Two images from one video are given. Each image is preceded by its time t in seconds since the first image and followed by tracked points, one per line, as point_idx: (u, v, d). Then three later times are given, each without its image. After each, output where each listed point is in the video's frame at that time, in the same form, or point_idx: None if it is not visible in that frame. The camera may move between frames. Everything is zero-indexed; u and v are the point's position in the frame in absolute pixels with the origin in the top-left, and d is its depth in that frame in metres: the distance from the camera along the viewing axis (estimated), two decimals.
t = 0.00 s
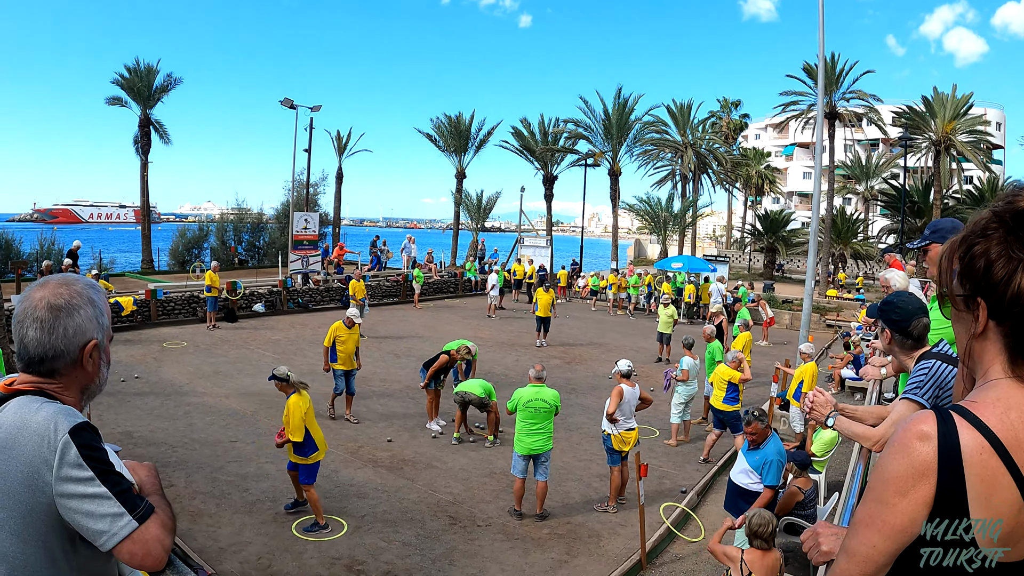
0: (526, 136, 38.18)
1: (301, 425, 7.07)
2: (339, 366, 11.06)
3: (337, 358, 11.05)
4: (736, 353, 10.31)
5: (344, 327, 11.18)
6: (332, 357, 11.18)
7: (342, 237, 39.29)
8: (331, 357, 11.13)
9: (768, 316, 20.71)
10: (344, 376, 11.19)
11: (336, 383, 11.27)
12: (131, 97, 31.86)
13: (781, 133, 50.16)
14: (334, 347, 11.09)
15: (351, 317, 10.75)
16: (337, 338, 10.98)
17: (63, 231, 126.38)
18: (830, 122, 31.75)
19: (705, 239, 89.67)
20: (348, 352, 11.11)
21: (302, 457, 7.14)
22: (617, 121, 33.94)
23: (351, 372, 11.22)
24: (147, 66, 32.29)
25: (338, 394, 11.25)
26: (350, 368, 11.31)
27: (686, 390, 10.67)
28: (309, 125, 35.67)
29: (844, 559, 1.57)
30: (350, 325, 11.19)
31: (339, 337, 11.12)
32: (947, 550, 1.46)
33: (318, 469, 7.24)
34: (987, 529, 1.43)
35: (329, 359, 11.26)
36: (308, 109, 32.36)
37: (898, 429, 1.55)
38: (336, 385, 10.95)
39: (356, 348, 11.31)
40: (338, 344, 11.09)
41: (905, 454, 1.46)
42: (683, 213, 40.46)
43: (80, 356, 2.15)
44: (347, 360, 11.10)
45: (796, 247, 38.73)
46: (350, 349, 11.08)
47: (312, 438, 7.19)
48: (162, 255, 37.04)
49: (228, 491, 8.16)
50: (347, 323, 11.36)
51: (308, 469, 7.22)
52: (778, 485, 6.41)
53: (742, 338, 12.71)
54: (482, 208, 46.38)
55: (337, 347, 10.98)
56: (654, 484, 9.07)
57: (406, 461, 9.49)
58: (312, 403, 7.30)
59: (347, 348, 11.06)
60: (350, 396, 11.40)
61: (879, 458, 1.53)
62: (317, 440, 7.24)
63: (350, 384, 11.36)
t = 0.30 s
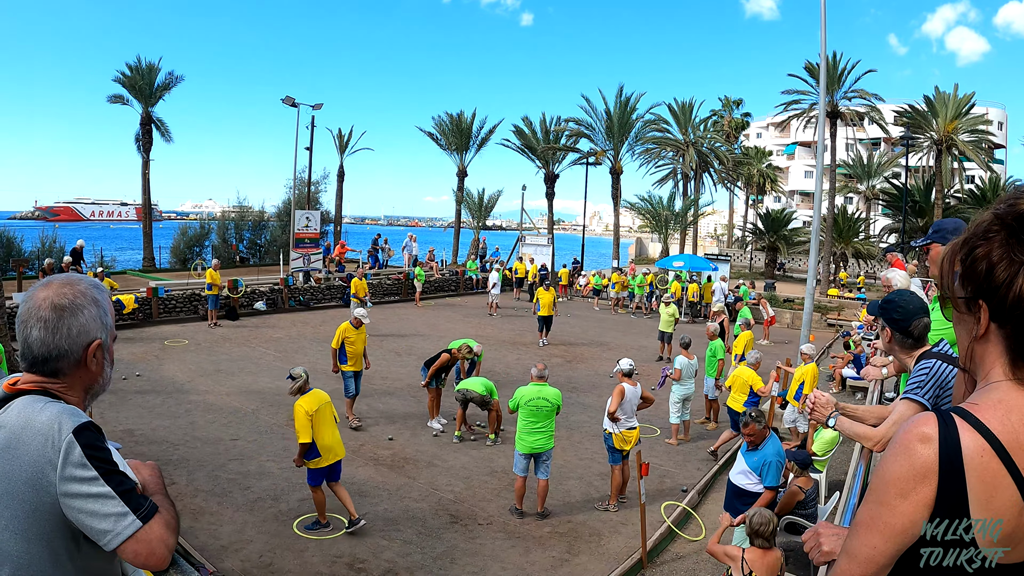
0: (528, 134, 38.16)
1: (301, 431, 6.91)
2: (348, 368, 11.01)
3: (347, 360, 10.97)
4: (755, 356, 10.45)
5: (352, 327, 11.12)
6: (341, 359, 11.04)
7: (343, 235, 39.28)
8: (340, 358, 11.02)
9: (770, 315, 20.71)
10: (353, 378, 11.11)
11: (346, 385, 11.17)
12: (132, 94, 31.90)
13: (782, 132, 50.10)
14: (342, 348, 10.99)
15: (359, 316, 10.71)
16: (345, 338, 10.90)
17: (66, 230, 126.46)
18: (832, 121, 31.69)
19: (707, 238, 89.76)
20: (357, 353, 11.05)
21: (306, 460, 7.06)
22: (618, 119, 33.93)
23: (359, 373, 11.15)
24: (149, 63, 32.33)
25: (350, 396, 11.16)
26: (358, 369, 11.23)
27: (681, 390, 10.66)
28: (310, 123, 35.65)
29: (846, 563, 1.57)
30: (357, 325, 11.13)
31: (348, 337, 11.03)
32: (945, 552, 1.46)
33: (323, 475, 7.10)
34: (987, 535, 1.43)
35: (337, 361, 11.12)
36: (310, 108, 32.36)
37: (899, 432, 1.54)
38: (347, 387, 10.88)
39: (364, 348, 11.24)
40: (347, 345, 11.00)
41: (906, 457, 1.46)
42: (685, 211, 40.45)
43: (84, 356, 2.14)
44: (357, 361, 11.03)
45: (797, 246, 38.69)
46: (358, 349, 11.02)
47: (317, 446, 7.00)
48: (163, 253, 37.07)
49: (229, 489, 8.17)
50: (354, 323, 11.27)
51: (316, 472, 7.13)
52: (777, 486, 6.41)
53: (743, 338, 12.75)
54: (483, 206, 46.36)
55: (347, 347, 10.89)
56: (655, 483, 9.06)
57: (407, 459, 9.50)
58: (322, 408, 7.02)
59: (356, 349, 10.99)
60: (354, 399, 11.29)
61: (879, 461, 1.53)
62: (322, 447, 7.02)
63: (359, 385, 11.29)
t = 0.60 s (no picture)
0: (529, 132, 38.11)
1: (319, 435, 6.90)
2: (356, 370, 11.01)
3: (354, 362, 10.97)
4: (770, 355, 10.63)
5: (358, 329, 11.05)
6: (349, 361, 10.97)
7: (344, 233, 39.27)
8: (347, 361, 10.96)
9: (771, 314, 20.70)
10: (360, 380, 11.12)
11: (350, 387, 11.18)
12: (134, 92, 31.90)
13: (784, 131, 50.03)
14: (351, 351, 10.94)
15: (367, 318, 10.67)
16: (353, 341, 10.83)
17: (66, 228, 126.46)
18: (833, 120, 31.61)
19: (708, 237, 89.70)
20: (364, 354, 11.04)
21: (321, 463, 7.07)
22: (620, 118, 33.90)
23: (365, 374, 11.17)
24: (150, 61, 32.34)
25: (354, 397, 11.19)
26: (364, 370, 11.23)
27: (680, 389, 10.64)
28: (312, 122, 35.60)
29: (846, 562, 1.57)
30: (362, 326, 11.07)
31: (355, 339, 11.00)
32: (946, 553, 1.46)
33: (333, 481, 7.07)
34: (987, 535, 1.43)
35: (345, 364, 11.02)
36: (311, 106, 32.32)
37: (901, 433, 1.54)
38: (354, 390, 10.92)
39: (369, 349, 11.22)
40: (355, 348, 10.98)
41: (908, 458, 1.46)
42: (686, 210, 40.43)
43: (87, 355, 2.14)
44: (363, 363, 11.06)
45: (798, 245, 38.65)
46: (364, 351, 11.00)
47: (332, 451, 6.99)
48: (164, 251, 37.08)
49: (230, 488, 8.17)
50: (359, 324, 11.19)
51: (329, 475, 7.13)
52: (773, 485, 6.42)
53: (743, 337, 12.79)
54: (484, 205, 46.34)
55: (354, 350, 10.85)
56: (656, 481, 9.06)
57: (408, 458, 9.50)
58: (342, 415, 6.99)
59: (364, 351, 10.97)
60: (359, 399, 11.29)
61: (882, 461, 1.53)
62: (336, 455, 6.98)
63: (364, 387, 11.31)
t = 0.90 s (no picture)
0: (530, 131, 38.08)
1: (326, 432, 6.92)
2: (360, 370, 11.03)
3: (360, 362, 10.98)
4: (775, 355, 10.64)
5: (365, 328, 11.02)
6: (355, 361, 10.96)
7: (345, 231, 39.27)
8: (353, 360, 10.95)
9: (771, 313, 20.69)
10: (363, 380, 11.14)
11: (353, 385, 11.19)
12: (135, 91, 31.91)
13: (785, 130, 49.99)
14: (356, 350, 10.93)
15: (375, 319, 10.68)
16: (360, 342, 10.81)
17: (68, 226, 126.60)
18: (835, 119, 31.54)
19: (709, 235, 89.67)
20: (369, 354, 11.05)
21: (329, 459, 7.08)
22: (621, 117, 33.87)
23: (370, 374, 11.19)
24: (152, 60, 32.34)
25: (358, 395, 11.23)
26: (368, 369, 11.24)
27: (681, 388, 10.63)
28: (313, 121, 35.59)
29: (847, 562, 1.57)
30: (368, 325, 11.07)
31: (361, 339, 10.97)
32: (946, 552, 1.46)
33: (339, 479, 7.06)
34: (989, 534, 1.43)
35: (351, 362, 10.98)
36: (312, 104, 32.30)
37: (902, 432, 1.54)
38: (358, 389, 10.94)
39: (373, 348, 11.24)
40: (361, 347, 10.97)
41: (910, 457, 1.45)
42: (687, 209, 40.43)
43: (88, 353, 2.14)
44: (369, 363, 11.08)
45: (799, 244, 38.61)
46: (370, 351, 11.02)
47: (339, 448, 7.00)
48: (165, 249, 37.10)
49: (231, 486, 8.18)
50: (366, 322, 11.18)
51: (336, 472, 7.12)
52: (769, 483, 6.42)
53: (742, 335, 12.80)
54: (485, 203, 46.34)
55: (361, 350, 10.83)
56: (656, 480, 9.07)
57: (409, 456, 9.51)
58: (350, 414, 6.98)
59: (369, 351, 10.98)
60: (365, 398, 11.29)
61: (883, 460, 1.53)
62: (343, 452, 6.98)
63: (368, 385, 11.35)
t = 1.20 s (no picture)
0: (531, 129, 38.06)
1: (320, 429, 6.94)
2: (365, 368, 10.94)
3: (365, 360, 10.91)
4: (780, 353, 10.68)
5: (371, 327, 11.03)
6: (360, 358, 10.92)
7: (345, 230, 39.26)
8: (358, 358, 10.92)
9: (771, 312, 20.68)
10: (368, 378, 11.07)
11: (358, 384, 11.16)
12: (136, 89, 31.92)
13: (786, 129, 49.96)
14: (362, 348, 10.88)
15: (380, 314, 10.69)
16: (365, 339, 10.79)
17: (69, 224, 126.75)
18: (836, 117, 31.51)
19: (710, 234, 89.64)
20: (374, 352, 10.98)
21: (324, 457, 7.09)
22: (622, 116, 33.85)
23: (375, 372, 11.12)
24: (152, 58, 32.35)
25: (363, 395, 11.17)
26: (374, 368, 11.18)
27: (682, 386, 10.63)
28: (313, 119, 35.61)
29: (845, 559, 1.57)
30: (374, 323, 11.09)
31: (367, 336, 10.96)
32: (945, 552, 1.46)
33: (336, 476, 7.06)
34: (988, 532, 1.43)
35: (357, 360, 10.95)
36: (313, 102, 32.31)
37: (901, 432, 1.54)
38: (361, 388, 10.90)
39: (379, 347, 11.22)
40: (366, 345, 10.93)
41: (907, 456, 1.46)
42: (687, 207, 40.43)
43: (88, 351, 2.14)
44: (374, 361, 10.99)
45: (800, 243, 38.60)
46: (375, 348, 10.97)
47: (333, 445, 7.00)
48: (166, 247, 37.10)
49: (231, 484, 8.18)
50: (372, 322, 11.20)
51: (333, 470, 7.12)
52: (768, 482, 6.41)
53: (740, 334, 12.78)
54: (486, 201, 46.34)
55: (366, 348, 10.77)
56: (656, 479, 9.07)
57: (409, 454, 9.51)
58: (345, 411, 6.99)
59: (375, 348, 10.93)
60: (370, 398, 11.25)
61: (882, 459, 1.53)
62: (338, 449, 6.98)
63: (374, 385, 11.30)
